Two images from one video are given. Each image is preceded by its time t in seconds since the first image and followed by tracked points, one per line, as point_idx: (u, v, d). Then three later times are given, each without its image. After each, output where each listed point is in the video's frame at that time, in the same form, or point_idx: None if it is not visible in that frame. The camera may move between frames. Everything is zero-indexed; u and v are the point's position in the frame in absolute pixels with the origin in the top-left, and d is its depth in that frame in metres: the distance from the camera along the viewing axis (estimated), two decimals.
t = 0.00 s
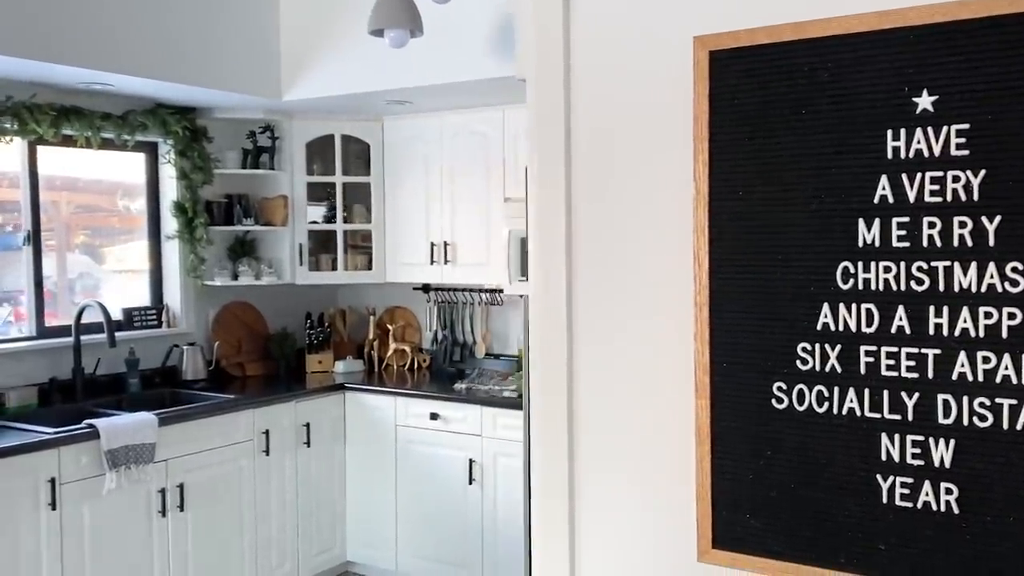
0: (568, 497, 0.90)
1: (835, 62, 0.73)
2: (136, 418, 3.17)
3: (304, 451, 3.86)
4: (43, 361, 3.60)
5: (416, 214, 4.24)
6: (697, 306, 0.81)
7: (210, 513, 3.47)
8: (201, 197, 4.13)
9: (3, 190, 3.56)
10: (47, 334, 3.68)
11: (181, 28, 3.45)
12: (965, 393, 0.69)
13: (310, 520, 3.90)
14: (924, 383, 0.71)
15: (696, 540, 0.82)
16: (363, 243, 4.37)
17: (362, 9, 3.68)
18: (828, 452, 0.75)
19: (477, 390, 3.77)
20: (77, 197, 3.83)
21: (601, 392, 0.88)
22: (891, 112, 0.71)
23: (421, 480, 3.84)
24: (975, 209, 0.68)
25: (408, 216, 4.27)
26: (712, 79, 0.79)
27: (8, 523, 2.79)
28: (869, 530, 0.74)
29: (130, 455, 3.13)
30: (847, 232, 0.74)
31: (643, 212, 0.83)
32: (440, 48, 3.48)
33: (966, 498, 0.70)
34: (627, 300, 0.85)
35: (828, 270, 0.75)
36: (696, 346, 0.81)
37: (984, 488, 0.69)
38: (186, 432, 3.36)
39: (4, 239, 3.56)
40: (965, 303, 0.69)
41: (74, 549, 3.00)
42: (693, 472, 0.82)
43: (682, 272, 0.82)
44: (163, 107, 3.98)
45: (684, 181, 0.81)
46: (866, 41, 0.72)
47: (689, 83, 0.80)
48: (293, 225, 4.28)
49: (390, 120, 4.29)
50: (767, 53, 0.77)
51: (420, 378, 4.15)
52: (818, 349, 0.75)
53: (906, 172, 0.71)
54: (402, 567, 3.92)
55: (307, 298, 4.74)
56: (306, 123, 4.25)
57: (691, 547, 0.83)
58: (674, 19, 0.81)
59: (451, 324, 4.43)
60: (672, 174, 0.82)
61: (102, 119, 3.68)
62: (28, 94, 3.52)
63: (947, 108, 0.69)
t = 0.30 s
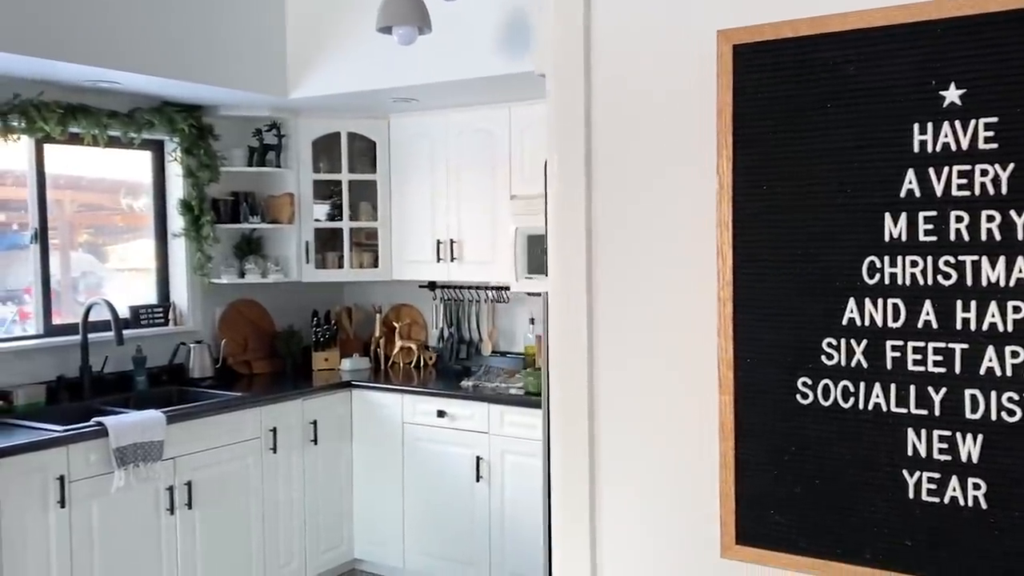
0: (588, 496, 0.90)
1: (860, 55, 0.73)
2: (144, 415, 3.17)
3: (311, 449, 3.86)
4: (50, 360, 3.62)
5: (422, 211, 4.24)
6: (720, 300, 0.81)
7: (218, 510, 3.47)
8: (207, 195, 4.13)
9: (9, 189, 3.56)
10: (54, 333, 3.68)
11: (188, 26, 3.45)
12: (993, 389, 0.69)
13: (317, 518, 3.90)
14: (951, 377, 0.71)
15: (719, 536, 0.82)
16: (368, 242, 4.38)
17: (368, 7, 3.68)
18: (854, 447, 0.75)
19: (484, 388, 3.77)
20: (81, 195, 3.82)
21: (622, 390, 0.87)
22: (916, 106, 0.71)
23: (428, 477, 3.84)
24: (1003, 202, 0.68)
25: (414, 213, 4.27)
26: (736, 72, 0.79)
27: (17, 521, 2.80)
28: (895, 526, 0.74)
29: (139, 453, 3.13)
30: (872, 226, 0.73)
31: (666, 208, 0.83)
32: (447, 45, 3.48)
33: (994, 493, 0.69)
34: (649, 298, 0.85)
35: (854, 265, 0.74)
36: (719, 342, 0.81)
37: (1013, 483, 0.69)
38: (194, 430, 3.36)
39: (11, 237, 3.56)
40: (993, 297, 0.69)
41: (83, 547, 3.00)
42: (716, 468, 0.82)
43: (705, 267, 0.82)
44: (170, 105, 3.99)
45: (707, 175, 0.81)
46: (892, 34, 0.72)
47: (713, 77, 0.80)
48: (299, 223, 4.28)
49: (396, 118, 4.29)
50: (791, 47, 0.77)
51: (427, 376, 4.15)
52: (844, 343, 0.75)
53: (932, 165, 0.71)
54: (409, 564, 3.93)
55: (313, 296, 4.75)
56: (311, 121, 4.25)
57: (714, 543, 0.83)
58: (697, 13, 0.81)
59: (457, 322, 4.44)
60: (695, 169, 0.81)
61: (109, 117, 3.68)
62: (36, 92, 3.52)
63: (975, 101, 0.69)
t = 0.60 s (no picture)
0: (613, 494, 0.90)
1: (891, 48, 0.73)
2: (157, 412, 3.18)
3: (323, 445, 3.87)
4: (62, 358, 3.64)
5: (433, 208, 4.24)
6: (748, 295, 0.81)
7: (231, 507, 3.48)
8: (218, 192, 4.14)
9: (20, 186, 3.57)
10: (66, 330, 3.70)
11: (199, 24, 3.45)
12: None
13: (328, 514, 3.91)
14: (983, 372, 0.70)
15: (747, 532, 0.82)
16: (379, 239, 4.39)
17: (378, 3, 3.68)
18: (883, 442, 0.75)
19: (494, 384, 3.77)
20: (89, 193, 3.81)
21: (647, 387, 0.87)
22: (948, 99, 0.70)
23: (439, 474, 3.84)
24: None
25: (425, 210, 4.27)
26: (763, 66, 0.79)
27: (32, 517, 2.81)
28: (925, 521, 0.73)
29: (152, 450, 3.15)
30: (902, 220, 0.73)
31: (692, 204, 0.83)
32: (457, 41, 3.48)
33: None
34: (675, 295, 0.85)
35: (883, 258, 0.74)
36: (747, 336, 0.81)
37: None
38: (207, 426, 3.37)
39: (22, 235, 3.57)
40: None
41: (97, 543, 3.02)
42: (743, 463, 0.82)
43: (732, 263, 0.81)
44: (181, 103, 4.00)
45: (734, 170, 0.81)
46: (923, 27, 0.71)
47: (739, 71, 0.80)
48: (310, 220, 4.27)
49: (406, 114, 4.29)
50: (821, 39, 0.76)
51: (437, 373, 4.16)
52: (874, 338, 0.75)
53: (964, 158, 0.70)
54: (420, 561, 3.93)
55: (323, 293, 4.76)
56: (321, 118, 4.25)
57: (742, 539, 0.82)
58: (724, 6, 0.80)
59: (467, 318, 4.44)
60: (722, 163, 0.81)
61: (120, 115, 3.69)
62: (48, 91, 3.54)
63: (1009, 93, 0.68)
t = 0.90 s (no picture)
0: (637, 492, 0.89)
1: (920, 41, 0.72)
2: (173, 409, 3.19)
3: (337, 442, 3.88)
4: (79, 355, 3.67)
5: (446, 205, 4.25)
6: (775, 290, 0.80)
7: (246, 503, 3.49)
8: (233, 190, 4.15)
9: (36, 184, 3.59)
10: (82, 327, 3.73)
11: (213, 22, 3.46)
12: None
13: (342, 511, 3.92)
14: (1014, 367, 0.69)
15: (772, 528, 0.82)
16: (392, 236, 4.40)
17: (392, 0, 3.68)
18: (913, 437, 0.74)
19: (507, 381, 3.77)
20: (102, 191, 3.83)
21: (671, 382, 0.87)
22: (980, 91, 0.70)
23: (452, 470, 3.85)
24: None
25: (438, 207, 4.27)
26: (791, 60, 0.78)
27: (49, 512, 2.83)
28: (954, 517, 0.73)
29: (167, 446, 3.16)
30: (930, 215, 0.72)
31: (717, 200, 0.83)
32: (471, 38, 3.48)
33: None
34: (699, 291, 0.84)
35: (912, 252, 0.73)
36: (773, 332, 0.81)
37: None
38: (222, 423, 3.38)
39: (37, 232, 3.59)
40: None
41: (113, 538, 3.03)
42: (768, 459, 0.82)
43: (758, 258, 0.81)
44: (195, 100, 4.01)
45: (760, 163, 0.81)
46: (953, 19, 0.71)
47: (766, 65, 0.80)
48: (324, 217, 4.29)
49: (420, 111, 4.29)
50: (849, 32, 0.76)
51: (450, 370, 4.16)
52: (902, 333, 0.74)
53: (996, 152, 0.69)
54: (434, 557, 3.94)
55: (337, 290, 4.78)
56: (334, 115, 4.26)
57: (768, 535, 0.82)
58: None
59: (480, 315, 4.44)
60: (748, 158, 0.81)
61: (135, 112, 3.71)
62: (64, 88, 3.56)
63: None
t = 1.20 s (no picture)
0: (662, 487, 0.89)
1: (953, 33, 0.71)
2: (192, 405, 3.21)
3: (355, 438, 3.89)
4: (98, 352, 3.70)
5: (462, 202, 4.25)
6: (803, 284, 0.80)
7: (264, 498, 3.51)
8: (250, 187, 4.16)
9: (55, 182, 3.62)
10: (102, 324, 3.76)
11: (230, 20, 3.47)
12: None
13: (360, 507, 3.94)
14: None
15: (800, 525, 0.81)
16: (409, 233, 4.40)
17: None
18: (945, 433, 0.73)
19: (523, 378, 3.77)
20: (119, 189, 3.85)
21: (697, 378, 0.86)
22: (1015, 82, 0.68)
23: (469, 467, 3.85)
24: None
25: (455, 205, 4.27)
26: (821, 52, 0.78)
27: (70, 508, 2.86)
28: (987, 515, 0.72)
29: (186, 442, 3.17)
30: (964, 209, 0.71)
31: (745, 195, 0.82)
32: (487, 34, 3.48)
33: None
34: (726, 286, 0.84)
35: (944, 247, 0.73)
36: (802, 327, 0.80)
37: None
38: (241, 419, 3.40)
39: (56, 230, 3.62)
40: None
41: (133, 534, 3.06)
42: (796, 454, 0.81)
43: (786, 252, 0.81)
44: (213, 98, 4.03)
45: (789, 157, 0.80)
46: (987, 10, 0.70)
47: (795, 57, 0.79)
48: (341, 214, 4.30)
49: (436, 109, 4.29)
50: (879, 23, 0.75)
51: (466, 366, 4.16)
52: (933, 328, 0.74)
53: None
54: (451, 553, 3.95)
55: (353, 287, 4.79)
56: (351, 112, 4.27)
57: (796, 532, 0.82)
58: None
59: (496, 312, 4.45)
60: (776, 151, 0.81)
61: (154, 110, 3.73)
62: (83, 86, 3.59)
63: None
